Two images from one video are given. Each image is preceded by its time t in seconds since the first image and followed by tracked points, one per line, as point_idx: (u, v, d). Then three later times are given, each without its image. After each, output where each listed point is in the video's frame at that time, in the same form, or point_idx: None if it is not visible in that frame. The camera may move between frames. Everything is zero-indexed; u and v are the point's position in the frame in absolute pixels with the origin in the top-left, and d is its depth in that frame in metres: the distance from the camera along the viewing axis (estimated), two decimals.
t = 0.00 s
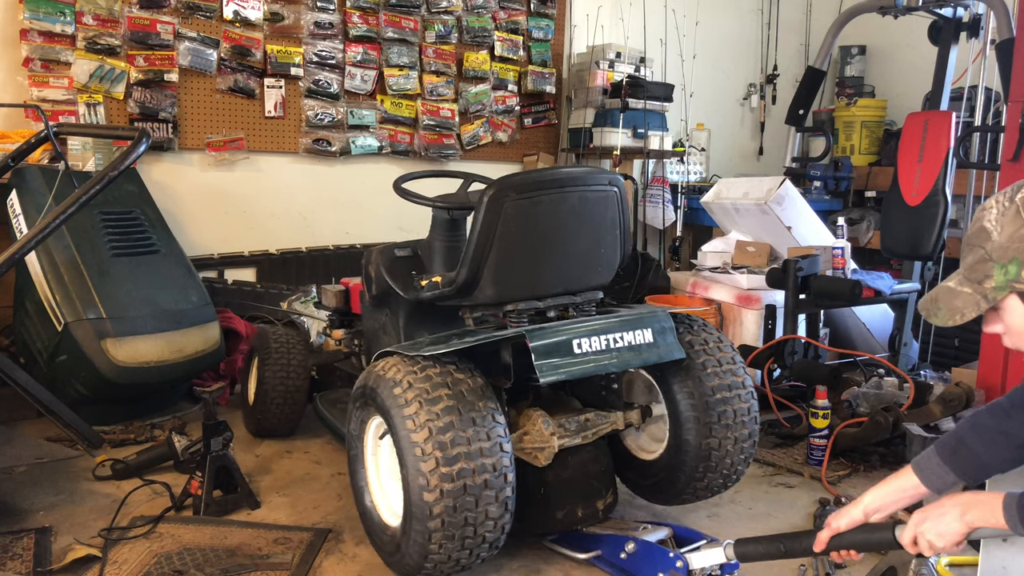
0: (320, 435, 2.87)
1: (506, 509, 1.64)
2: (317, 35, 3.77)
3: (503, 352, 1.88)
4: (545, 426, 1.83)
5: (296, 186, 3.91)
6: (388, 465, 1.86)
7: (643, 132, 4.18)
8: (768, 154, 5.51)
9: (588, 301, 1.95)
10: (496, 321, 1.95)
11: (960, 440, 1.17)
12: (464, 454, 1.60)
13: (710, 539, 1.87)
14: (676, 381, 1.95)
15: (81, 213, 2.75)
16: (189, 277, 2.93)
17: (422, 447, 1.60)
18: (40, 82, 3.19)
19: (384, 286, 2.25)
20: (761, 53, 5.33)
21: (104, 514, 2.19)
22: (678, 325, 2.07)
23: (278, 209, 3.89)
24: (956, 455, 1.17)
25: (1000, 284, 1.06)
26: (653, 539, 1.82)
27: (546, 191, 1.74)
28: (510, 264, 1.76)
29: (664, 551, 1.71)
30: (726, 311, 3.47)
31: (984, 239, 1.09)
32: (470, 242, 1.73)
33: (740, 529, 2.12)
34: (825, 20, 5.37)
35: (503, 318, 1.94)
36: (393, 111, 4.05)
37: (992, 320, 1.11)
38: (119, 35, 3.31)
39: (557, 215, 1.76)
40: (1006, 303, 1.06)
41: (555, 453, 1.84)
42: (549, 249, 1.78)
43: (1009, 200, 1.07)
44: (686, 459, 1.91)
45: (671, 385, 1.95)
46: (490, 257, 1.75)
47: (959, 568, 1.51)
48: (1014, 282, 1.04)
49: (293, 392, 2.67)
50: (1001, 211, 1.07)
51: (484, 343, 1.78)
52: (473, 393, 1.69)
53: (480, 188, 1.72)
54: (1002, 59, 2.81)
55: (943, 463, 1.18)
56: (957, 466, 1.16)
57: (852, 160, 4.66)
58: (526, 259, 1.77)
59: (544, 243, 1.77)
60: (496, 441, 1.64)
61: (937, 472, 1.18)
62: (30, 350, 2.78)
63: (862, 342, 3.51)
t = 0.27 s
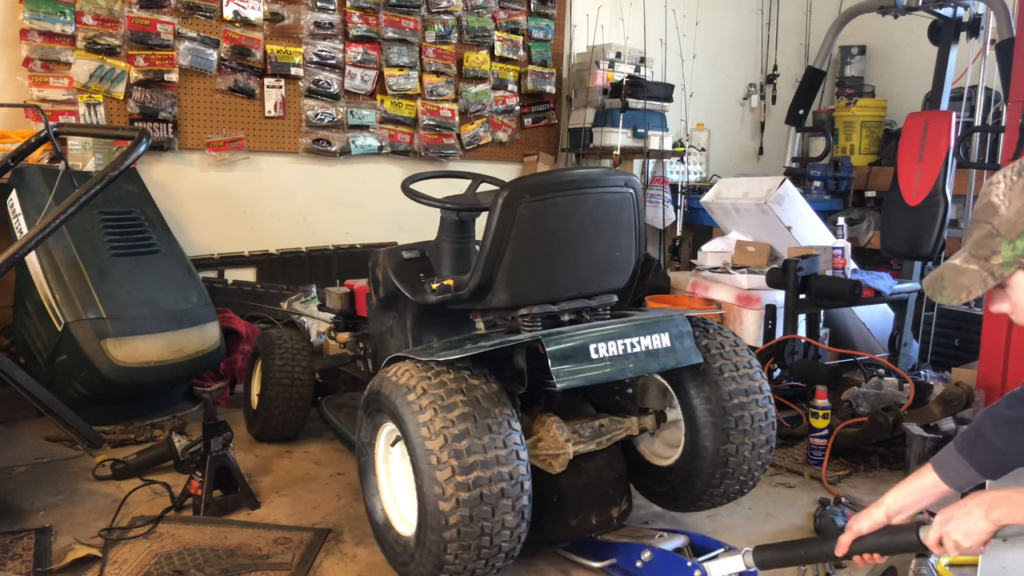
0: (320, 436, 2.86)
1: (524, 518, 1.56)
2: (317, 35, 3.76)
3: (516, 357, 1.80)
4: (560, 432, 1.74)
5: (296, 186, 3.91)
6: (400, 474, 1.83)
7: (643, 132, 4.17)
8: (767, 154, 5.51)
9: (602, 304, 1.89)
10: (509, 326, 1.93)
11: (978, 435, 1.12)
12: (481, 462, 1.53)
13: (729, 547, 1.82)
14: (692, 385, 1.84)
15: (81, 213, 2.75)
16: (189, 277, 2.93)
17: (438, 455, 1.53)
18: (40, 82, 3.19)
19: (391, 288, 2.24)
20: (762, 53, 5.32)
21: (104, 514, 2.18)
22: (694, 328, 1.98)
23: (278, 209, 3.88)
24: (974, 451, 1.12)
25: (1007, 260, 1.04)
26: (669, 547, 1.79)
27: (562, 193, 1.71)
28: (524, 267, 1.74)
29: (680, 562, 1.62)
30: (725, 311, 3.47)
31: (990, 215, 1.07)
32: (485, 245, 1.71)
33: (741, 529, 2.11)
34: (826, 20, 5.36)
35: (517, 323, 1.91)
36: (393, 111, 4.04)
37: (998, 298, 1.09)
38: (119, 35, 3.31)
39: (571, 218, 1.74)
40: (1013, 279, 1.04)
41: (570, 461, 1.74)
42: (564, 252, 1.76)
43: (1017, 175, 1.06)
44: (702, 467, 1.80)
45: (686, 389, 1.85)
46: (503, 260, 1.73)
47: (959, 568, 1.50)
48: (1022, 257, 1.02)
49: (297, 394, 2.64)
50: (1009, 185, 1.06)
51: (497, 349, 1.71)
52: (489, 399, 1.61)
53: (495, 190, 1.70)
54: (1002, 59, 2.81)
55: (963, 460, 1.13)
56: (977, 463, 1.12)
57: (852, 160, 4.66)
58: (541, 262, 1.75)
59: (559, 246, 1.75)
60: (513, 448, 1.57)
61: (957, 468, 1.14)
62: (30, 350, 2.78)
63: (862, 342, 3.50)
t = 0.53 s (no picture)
0: (320, 436, 2.86)
1: (536, 524, 1.56)
2: (317, 35, 3.76)
3: (526, 361, 1.79)
4: (571, 436, 1.69)
5: (296, 186, 3.90)
6: (409, 479, 1.83)
7: (643, 132, 4.17)
8: (768, 154, 5.51)
9: (613, 308, 1.89)
10: (518, 329, 1.92)
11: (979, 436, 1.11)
12: (492, 468, 1.52)
13: (741, 553, 1.80)
14: (704, 388, 1.83)
15: (81, 213, 2.74)
16: (189, 277, 2.93)
17: (450, 461, 1.52)
18: (40, 82, 3.18)
19: (397, 290, 2.23)
20: (762, 53, 5.32)
21: (104, 514, 2.18)
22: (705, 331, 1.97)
23: (279, 210, 3.88)
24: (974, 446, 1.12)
25: (1001, 237, 0.99)
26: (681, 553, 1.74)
27: (573, 195, 1.71)
28: (535, 270, 1.74)
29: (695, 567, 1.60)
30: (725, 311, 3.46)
31: (984, 190, 1.02)
32: (495, 247, 1.71)
33: (742, 529, 2.11)
34: (826, 20, 5.36)
35: (526, 326, 1.91)
36: (393, 111, 4.04)
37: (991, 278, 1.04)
38: (119, 35, 3.30)
39: (583, 219, 1.74)
40: (1008, 257, 0.99)
41: (580, 465, 1.70)
42: (575, 254, 1.75)
43: (1012, 147, 1.00)
44: (714, 471, 1.79)
45: (698, 393, 1.84)
46: (515, 263, 1.73)
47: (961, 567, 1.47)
48: (1019, 233, 0.97)
49: (302, 395, 2.63)
50: (1004, 158, 1.00)
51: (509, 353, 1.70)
52: (500, 404, 1.61)
53: (506, 192, 1.70)
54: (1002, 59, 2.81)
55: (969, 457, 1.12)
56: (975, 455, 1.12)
57: (852, 160, 4.65)
58: (552, 265, 1.74)
59: (570, 249, 1.75)
60: (525, 454, 1.56)
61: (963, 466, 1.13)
62: (30, 350, 2.78)
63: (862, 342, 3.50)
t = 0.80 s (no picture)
0: (320, 436, 2.86)
1: (536, 525, 1.55)
2: (317, 35, 3.76)
3: (527, 361, 1.79)
4: (572, 437, 1.69)
5: (296, 186, 3.90)
6: (410, 479, 1.83)
7: (643, 132, 4.16)
8: (767, 154, 5.51)
9: (614, 308, 1.89)
10: (519, 329, 1.92)
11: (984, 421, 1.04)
12: (493, 469, 1.52)
13: (742, 553, 1.80)
14: (706, 389, 1.82)
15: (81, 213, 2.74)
16: (189, 277, 2.93)
17: (450, 461, 1.52)
18: (40, 82, 3.18)
19: (397, 290, 2.23)
20: (762, 53, 5.32)
21: (104, 514, 2.18)
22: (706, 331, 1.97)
23: (279, 210, 3.88)
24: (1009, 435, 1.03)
25: (1005, 200, 0.94)
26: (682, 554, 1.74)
27: (574, 194, 1.71)
28: (535, 269, 1.74)
29: (697, 567, 1.60)
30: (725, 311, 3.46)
31: (985, 154, 0.98)
32: (497, 246, 1.71)
33: (742, 530, 2.11)
34: (826, 20, 5.36)
35: (526, 326, 1.91)
36: (393, 110, 4.04)
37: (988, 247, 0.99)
38: (120, 35, 3.30)
39: (584, 218, 1.74)
40: (1011, 222, 0.94)
41: (581, 465, 1.69)
42: (576, 254, 1.75)
43: (1009, 112, 0.97)
44: (715, 471, 1.79)
45: (699, 393, 1.83)
46: (515, 262, 1.73)
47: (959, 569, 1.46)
48: (1021, 195, 0.93)
49: (302, 396, 2.63)
50: (1002, 121, 0.97)
51: (509, 353, 1.70)
52: (501, 405, 1.61)
53: (507, 191, 1.70)
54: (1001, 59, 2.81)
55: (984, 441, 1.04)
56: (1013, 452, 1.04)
57: (852, 160, 4.65)
58: (553, 264, 1.74)
59: (571, 248, 1.75)
60: (526, 454, 1.56)
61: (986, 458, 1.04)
62: (30, 350, 2.78)
63: (862, 342, 3.50)
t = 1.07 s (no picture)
0: (320, 436, 2.86)
1: (537, 525, 1.55)
2: (317, 35, 3.76)
3: (527, 361, 1.79)
4: (572, 437, 1.68)
5: (296, 186, 3.90)
6: (410, 479, 1.83)
7: (643, 132, 4.16)
8: (767, 154, 5.51)
9: (614, 308, 1.89)
10: (519, 329, 1.92)
11: None
12: (493, 468, 1.52)
13: (742, 554, 1.79)
14: (706, 388, 1.82)
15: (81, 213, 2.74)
16: (189, 277, 2.93)
17: (450, 461, 1.52)
18: (40, 82, 3.18)
19: (397, 290, 2.22)
20: (762, 53, 5.32)
21: (104, 514, 2.18)
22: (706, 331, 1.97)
23: (279, 210, 3.88)
24: None
25: None
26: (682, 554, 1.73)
27: (574, 195, 1.71)
28: (535, 269, 1.74)
29: (697, 567, 1.60)
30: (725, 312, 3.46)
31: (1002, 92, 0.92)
32: (497, 246, 1.71)
33: (742, 530, 2.11)
34: (826, 20, 5.36)
35: (527, 327, 1.91)
36: (393, 111, 4.04)
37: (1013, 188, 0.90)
38: (119, 35, 3.30)
39: (584, 219, 1.74)
40: None
41: (581, 465, 1.70)
42: (576, 254, 1.75)
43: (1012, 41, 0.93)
44: (715, 471, 1.79)
45: (699, 392, 1.83)
46: (515, 262, 1.73)
47: (958, 568, 1.46)
48: None
49: (302, 395, 2.63)
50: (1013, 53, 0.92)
51: (509, 353, 1.70)
52: (501, 404, 1.61)
53: (508, 191, 1.70)
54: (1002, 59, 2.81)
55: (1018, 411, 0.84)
56: None
57: (852, 160, 4.65)
58: (553, 264, 1.74)
59: (571, 249, 1.75)
60: (526, 454, 1.56)
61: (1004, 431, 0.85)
62: (30, 350, 2.78)
63: (863, 343, 3.50)
